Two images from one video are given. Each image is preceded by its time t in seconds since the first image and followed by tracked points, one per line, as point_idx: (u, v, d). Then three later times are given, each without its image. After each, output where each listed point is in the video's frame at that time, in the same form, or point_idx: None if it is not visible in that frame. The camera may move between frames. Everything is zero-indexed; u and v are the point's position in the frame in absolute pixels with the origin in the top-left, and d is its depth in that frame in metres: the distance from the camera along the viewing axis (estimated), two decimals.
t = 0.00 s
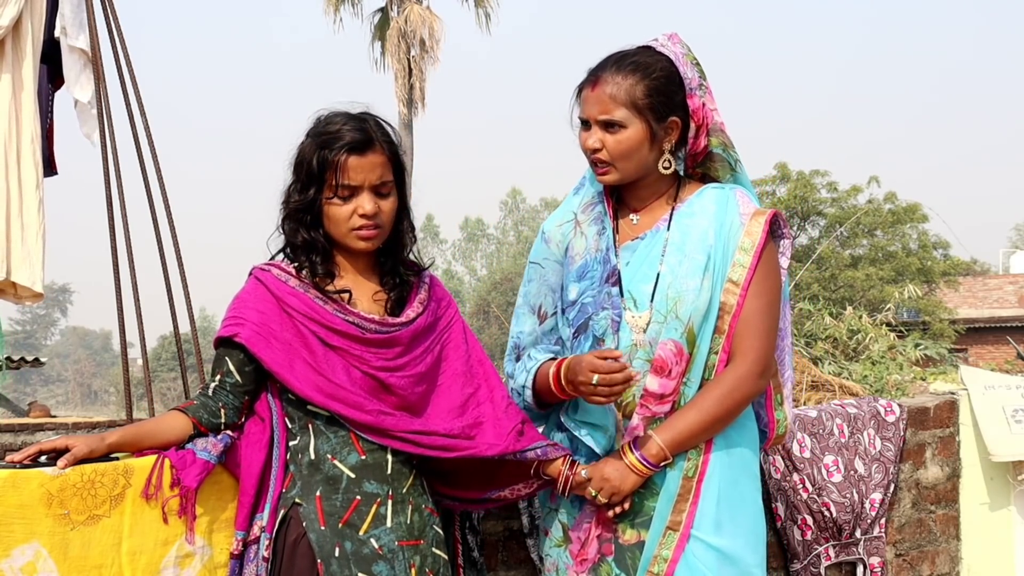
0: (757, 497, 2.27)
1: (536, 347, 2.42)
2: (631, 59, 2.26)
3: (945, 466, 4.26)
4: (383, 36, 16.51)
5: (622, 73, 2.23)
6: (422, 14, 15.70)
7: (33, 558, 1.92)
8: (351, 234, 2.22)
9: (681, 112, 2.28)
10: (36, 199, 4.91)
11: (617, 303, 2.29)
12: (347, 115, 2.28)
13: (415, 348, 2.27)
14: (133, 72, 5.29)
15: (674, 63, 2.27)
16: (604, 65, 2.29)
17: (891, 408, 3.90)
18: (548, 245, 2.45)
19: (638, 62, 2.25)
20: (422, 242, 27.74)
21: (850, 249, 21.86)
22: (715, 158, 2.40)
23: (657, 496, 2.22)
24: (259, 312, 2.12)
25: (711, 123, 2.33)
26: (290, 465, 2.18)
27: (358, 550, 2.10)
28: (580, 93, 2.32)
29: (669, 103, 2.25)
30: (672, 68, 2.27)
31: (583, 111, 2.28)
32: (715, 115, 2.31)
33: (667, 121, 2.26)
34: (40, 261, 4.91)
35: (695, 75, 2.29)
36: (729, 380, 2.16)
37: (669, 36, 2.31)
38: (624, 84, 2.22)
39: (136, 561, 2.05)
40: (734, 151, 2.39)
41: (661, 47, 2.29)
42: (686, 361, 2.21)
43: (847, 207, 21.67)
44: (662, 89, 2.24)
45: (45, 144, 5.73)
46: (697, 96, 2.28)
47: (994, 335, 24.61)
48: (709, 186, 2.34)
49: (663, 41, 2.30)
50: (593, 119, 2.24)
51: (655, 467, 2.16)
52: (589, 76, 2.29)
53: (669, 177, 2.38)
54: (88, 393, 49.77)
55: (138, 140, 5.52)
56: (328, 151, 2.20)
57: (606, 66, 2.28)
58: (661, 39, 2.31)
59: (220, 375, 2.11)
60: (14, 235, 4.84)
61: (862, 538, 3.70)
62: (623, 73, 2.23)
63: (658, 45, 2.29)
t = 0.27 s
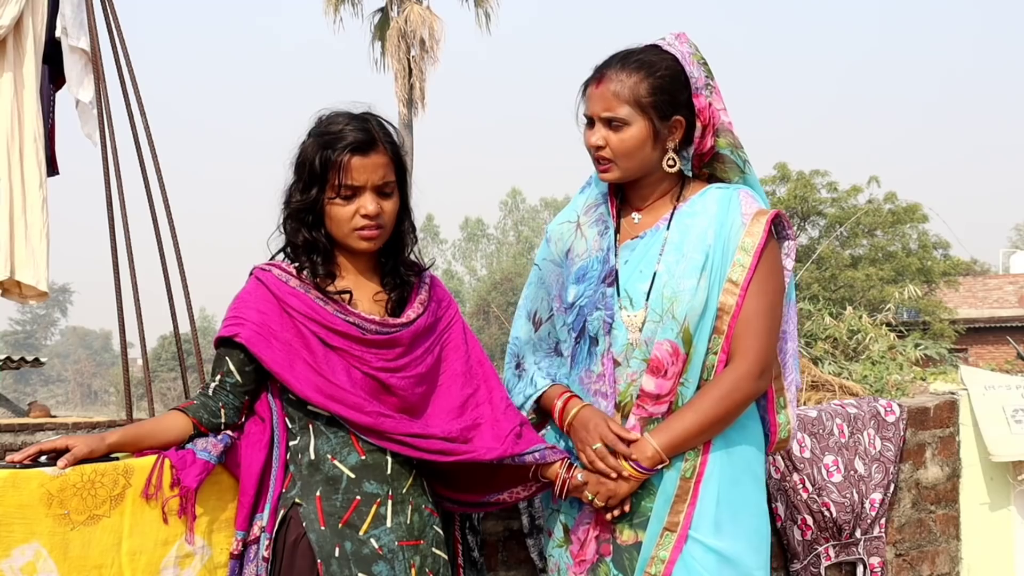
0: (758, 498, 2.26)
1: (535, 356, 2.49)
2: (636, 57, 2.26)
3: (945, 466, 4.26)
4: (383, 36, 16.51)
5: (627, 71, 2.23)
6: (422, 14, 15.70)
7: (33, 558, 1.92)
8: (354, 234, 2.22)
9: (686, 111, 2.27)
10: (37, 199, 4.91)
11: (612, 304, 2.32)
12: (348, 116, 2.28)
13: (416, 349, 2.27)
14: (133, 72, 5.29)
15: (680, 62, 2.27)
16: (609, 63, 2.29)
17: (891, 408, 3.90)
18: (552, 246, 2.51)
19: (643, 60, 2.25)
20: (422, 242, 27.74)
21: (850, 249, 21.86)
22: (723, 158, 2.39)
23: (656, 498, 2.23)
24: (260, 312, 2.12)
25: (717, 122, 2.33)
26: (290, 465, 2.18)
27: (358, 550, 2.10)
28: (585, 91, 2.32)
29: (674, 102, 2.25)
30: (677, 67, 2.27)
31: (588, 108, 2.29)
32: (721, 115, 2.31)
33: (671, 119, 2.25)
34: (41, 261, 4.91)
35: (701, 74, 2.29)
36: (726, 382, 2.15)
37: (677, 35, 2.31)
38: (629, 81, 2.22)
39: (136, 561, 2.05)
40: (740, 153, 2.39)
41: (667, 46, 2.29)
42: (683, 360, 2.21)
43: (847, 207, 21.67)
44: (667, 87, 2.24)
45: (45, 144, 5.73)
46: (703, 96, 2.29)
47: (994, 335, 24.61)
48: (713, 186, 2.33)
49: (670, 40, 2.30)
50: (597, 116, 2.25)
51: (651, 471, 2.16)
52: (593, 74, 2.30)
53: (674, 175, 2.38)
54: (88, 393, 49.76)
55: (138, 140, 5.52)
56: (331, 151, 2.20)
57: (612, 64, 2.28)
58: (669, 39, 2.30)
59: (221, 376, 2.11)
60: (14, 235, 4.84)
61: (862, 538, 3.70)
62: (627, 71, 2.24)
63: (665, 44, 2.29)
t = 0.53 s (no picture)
0: (762, 500, 2.25)
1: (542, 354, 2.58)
2: (630, 60, 2.25)
3: (945, 466, 4.26)
4: (383, 36, 16.51)
5: (622, 73, 2.23)
6: (422, 14, 15.70)
7: (33, 558, 1.92)
8: (353, 234, 2.22)
9: (681, 115, 2.26)
10: (38, 199, 4.92)
11: (610, 303, 2.34)
12: (349, 115, 2.28)
13: (415, 349, 2.27)
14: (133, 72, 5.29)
15: (678, 63, 2.25)
16: (604, 65, 2.29)
17: (891, 408, 3.89)
18: (561, 245, 2.57)
19: (638, 63, 2.24)
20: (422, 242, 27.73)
21: (850, 249, 21.87)
22: (729, 160, 2.35)
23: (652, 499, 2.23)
24: (260, 312, 2.12)
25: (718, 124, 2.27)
26: (290, 466, 2.18)
27: (358, 550, 2.10)
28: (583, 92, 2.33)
29: (667, 105, 2.23)
30: (674, 69, 2.25)
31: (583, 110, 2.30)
32: (723, 117, 2.27)
33: (665, 122, 2.24)
34: (41, 261, 4.92)
35: (702, 76, 2.24)
36: (723, 384, 2.14)
37: (678, 35, 2.28)
38: (622, 85, 2.22)
39: (136, 561, 2.05)
40: (745, 155, 2.35)
41: (668, 47, 2.27)
42: (678, 362, 2.21)
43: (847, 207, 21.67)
44: (661, 91, 2.23)
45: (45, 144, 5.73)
46: (703, 98, 2.24)
47: (994, 335, 24.62)
48: (717, 185, 2.32)
49: (671, 41, 2.28)
50: (591, 119, 2.26)
51: (645, 472, 2.16)
52: (590, 76, 2.30)
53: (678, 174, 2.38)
54: (88, 393, 49.76)
55: (138, 140, 5.52)
56: (331, 150, 2.20)
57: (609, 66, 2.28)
58: (670, 40, 2.28)
59: (221, 376, 2.11)
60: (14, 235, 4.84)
61: (862, 538, 3.70)
62: (623, 73, 2.23)
63: (665, 45, 2.27)
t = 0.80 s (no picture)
0: (765, 502, 2.24)
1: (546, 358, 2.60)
2: (623, 67, 2.25)
3: (945, 466, 4.25)
4: (383, 36, 16.51)
5: (618, 79, 2.23)
6: (422, 14, 15.69)
7: (33, 558, 1.92)
8: (355, 233, 2.21)
9: (677, 119, 2.26)
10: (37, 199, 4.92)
11: (611, 308, 2.35)
12: (347, 115, 2.28)
13: (415, 348, 2.27)
14: (132, 72, 5.29)
15: (673, 68, 2.24)
16: (599, 72, 2.29)
17: (891, 408, 3.89)
18: (568, 247, 2.59)
19: (631, 70, 2.23)
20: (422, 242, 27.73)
21: (850, 249, 21.87)
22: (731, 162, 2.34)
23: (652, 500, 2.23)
24: (259, 311, 2.12)
25: (717, 126, 2.27)
26: (289, 465, 2.18)
27: (357, 550, 2.10)
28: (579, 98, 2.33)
29: (661, 112, 2.23)
30: (668, 75, 2.25)
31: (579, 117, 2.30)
32: (721, 120, 2.26)
33: (660, 128, 2.24)
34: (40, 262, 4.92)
35: (698, 79, 2.23)
36: (723, 388, 2.14)
37: (673, 38, 2.27)
38: (615, 92, 2.22)
39: (136, 561, 2.05)
40: (747, 155, 2.33)
41: (664, 51, 2.26)
42: (678, 366, 2.21)
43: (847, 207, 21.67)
44: (654, 98, 2.22)
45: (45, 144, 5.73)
46: (700, 102, 2.24)
47: (994, 335, 24.62)
48: (718, 186, 2.31)
49: (665, 45, 2.27)
50: (586, 127, 2.26)
51: (644, 476, 2.17)
52: (585, 84, 2.30)
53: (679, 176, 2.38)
54: (87, 393, 49.76)
55: (138, 140, 5.52)
56: (331, 149, 2.20)
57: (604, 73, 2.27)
58: (664, 44, 2.27)
59: (220, 375, 2.11)
60: (14, 235, 4.84)
61: (862, 538, 3.69)
62: (618, 80, 2.23)
63: (661, 49, 2.26)
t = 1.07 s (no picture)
0: (764, 502, 2.24)
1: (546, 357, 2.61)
2: (623, 67, 2.25)
3: (945, 466, 4.25)
4: (383, 36, 16.51)
5: (617, 80, 2.23)
6: (422, 14, 15.69)
7: (33, 558, 1.92)
8: (360, 230, 2.21)
9: (675, 121, 2.26)
10: (37, 199, 4.92)
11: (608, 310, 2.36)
12: (349, 113, 2.29)
13: (417, 347, 2.27)
14: (132, 72, 5.29)
15: (672, 69, 2.23)
16: (599, 70, 2.29)
17: (890, 407, 3.89)
18: (566, 245, 2.59)
19: (631, 70, 2.23)
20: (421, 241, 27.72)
21: (850, 249, 21.88)
22: (732, 163, 2.34)
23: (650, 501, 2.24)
24: (261, 309, 2.12)
25: (716, 128, 2.27)
26: (289, 465, 2.18)
27: (357, 550, 2.10)
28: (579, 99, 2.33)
29: (660, 112, 2.23)
30: (668, 75, 2.25)
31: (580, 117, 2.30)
32: (720, 121, 2.26)
33: (659, 130, 2.24)
34: (40, 262, 4.92)
35: (698, 80, 2.23)
36: (723, 390, 2.14)
37: (674, 36, 2.27)
38: (615, 93, 2.22)
39: (136, 561, 2.05)
40: (747, 156, 2.33)
41: (664, 51, 2.25)
42: (677, 368, 2.21)
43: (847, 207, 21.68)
44: (653, 100, 2.22)
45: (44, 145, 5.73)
46: (699, 103, 2.24)
47: (994, 335, 24.62)
48: (718, 187, 2.31)
49: (665, 46, 2.26)
50: (586, 127, 2.26)
51: (644, 478, 2.16)
52: (585, 83, 2.30)
53: (680, 175, 2.38)
54: (87, 393, 49.76)
55: (138, 140, 5.52)
56: (336, 146, 2.21)
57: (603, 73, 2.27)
58: (665, 44, 2.27)
59: (222, 373, 2.10)
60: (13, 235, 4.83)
61: (862, 538, 3.69)
62: (617, 81, 2.23)
63: (661, 49, 2.26)
